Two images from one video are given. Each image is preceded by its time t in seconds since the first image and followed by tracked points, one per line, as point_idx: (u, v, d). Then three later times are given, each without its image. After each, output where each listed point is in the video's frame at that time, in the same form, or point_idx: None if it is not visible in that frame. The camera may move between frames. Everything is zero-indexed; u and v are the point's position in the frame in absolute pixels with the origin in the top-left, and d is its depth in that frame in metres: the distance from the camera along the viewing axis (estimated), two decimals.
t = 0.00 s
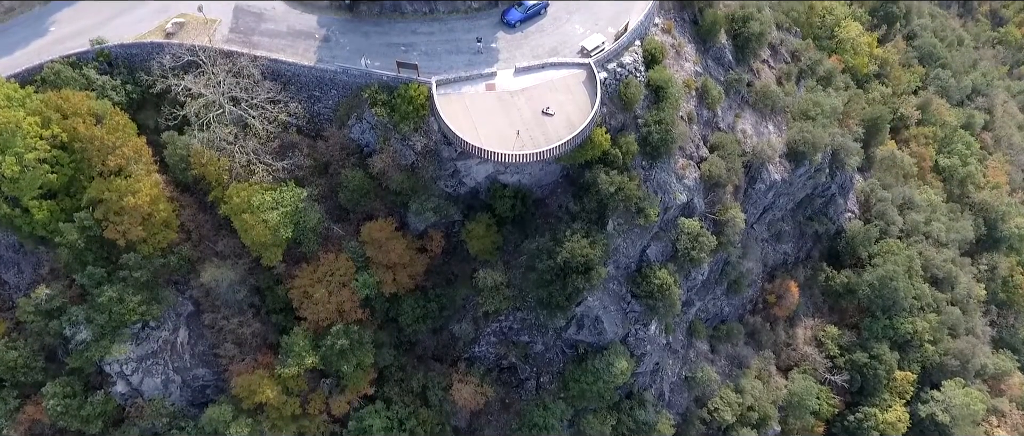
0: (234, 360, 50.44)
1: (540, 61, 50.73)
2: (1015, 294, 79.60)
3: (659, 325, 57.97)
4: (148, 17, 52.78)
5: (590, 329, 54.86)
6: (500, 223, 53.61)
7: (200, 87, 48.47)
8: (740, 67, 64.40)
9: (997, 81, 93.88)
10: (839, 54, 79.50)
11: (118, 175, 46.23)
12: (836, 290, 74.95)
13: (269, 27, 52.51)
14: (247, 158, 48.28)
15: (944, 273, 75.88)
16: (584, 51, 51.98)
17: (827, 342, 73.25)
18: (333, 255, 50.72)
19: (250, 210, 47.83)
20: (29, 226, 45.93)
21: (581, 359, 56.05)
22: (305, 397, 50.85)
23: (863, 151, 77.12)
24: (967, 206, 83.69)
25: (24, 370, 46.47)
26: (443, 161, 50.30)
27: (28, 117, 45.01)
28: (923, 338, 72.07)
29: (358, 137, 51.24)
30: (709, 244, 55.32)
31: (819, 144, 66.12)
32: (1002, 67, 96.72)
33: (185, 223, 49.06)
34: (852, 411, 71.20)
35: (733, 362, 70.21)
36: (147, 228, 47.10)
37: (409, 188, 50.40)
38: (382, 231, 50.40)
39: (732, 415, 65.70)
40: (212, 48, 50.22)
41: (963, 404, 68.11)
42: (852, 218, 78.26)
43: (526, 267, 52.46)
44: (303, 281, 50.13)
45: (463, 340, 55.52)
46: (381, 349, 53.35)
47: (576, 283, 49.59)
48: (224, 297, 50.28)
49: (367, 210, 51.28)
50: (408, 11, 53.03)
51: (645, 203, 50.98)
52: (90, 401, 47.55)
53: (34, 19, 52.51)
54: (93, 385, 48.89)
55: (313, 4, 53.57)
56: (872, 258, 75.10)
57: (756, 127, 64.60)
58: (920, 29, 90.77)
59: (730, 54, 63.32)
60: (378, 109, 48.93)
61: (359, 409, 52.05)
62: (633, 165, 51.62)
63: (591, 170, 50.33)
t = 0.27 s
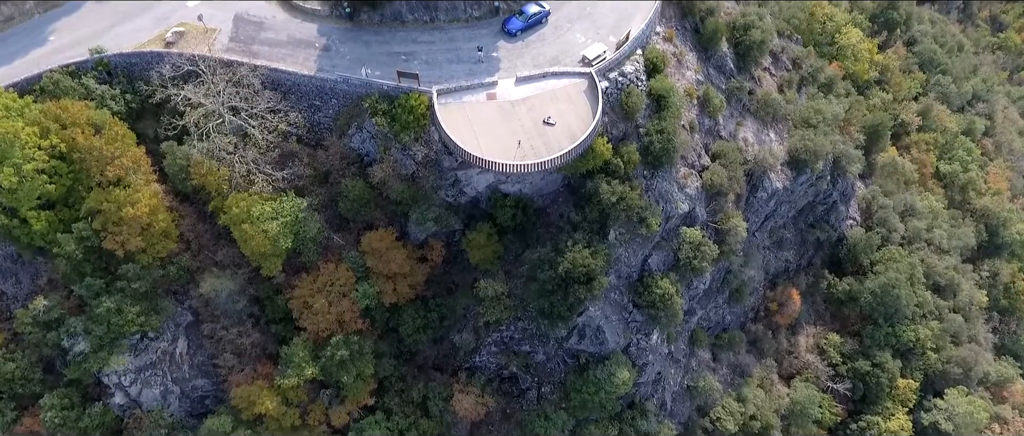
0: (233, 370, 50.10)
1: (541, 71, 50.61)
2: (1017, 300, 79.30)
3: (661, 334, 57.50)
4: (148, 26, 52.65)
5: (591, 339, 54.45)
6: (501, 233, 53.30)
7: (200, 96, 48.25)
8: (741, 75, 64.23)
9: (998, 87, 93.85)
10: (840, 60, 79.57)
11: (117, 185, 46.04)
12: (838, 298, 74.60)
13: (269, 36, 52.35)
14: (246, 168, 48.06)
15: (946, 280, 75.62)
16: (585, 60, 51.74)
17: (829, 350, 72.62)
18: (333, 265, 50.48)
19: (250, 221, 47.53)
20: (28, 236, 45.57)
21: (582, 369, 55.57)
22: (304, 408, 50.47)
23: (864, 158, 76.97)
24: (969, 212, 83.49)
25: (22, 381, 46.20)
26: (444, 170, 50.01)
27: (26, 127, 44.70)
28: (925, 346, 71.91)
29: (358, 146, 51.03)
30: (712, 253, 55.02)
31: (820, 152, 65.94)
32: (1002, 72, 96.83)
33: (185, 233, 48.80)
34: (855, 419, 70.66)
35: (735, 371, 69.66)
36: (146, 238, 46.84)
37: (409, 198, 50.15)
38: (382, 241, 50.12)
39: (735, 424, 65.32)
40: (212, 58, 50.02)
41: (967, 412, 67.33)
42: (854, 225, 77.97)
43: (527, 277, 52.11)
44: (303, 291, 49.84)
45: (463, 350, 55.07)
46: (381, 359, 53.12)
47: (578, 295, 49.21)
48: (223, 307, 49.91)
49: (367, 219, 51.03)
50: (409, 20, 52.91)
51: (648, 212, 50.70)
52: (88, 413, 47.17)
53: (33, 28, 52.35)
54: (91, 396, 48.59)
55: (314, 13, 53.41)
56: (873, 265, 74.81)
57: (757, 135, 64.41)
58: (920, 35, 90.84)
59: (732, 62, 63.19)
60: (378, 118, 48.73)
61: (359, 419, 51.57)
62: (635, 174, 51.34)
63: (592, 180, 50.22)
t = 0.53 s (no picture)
0: (232, 381, 49.74)
1: (542, 81, 50.43)
2: (1019, 307, 78.96)
3: (663, 344, 57.01)
4: (148, 35, 52.49)
5: (593, 350, 54.13)
6: (502, 242, 53.04)
7: (200, 106, 48.04)
8: (743, 84, 64.05)
9: (998, 93, 93.53)
10: (841, 67, 79.69)
11: (116, 196, 45.79)
12: (840, 306, 74.36)
13: (269, 46, 52.16)
14: (246, 178, 47.85)
15: (948, 288, 75.26)
16: (587, 70, 51.57)
17: (832, 358, 72.26)
18: (333, 275, 50.18)
19: (250, 232, 47.25)
20: (26, 248, 45.24)
21: (584, 380, 55.15)
22: (304, 419, 50.06)
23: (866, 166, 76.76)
24: (970, 219, 83.23)
25: (19, 394, 45.83)
26: (445, 180, 49.76)
27: (25, 138, 44.44)
28: (929, 354, 71.21)
29: (359, 156, 50.82)
30: (714, 263, 54.74)
31: (822, 161, 65.66)
32: (1002, 78, 96.72)
33: (184, 243, 48.40)
34: (857, 428, 70.16)
35: (738, 380, 69.43)
36: (144, 249, 46.44)
37: (410, 208, 49.89)
38: (383, 252, 49.94)
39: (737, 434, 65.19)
40: (212, 68, 49.88)
41: (971, 421, 66.60)
42: (856, 233, 77.63)
43: (528, 287, 51.81)
44: (303, 302, 49.40)
45: (464, 360, 54.63)
46: (382, 370, 52.86)
47: (580, 305, 48.88)
48: (222, 318, 49.53)
49: (367, 229, 50.88)
50: (409, 29, 52.58)
51: (650, 222, 50.41)
52: (86, 425, 46.62)
53: (33, 38, 52.12)
54: (89, 409, 48.14)
55: (314, 22, 53.16)
56: (876, 273, 74.68)
57: (759, 143, 64.20)
58: (921, 42, 90.82)
59: (734, 71, 63.00)
60: (379, 129, 48.57)
61: (359, 431, 51.17)
62: (637, 184, 51.10)
63: (594, 190, 49.96)
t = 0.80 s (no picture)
0: (231, 393, 49.26)
1: (543, 90, 50.22)
2: (1021, 314, 78.64)
3: (665, 355, 56.67)
4: (147, 45, 52.33)
5: (595, 360, 53.78)
6: (503, 253, 52.75)
7: (200, 116, 47.81)
8: (744, 92, 63.91)
9: (998, 99, 93.90)
10: (842, 74, 79.79)
11: (115, 207, 45.53)
12: (842, 314, 73.93)
13: (270, 55, 51.99)
14: (246, 188, 47.61)
15: (951, 296, 74.84)
16: (588, 79, 51.37)
17: (834, 367, 71.95)
18: (332, 286, 49.90)
19: (250, 243, 46.97)
20: (24, 259, 45.00)
21: (586, 391, 54.67)
22: (304, 431, 49.62)
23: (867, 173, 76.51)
24: (972, 225, 82.98)
25: (17, 406, 45.45)
26: (446, 190, 49.49)
27: (23, 149, 44.18)
28: (931, 362, 70.80)
29: (359, 166, 50.60)
30: (716, 273, 54.44)
31: (825, 170, 65.39)
32: (1003, 84, 96.90)
33: (183, 254, 48.05)
34: None
35: (740, 389, 69.22)
36: (143, 260, 46.11)
37: (410, 219, 49.67)
38: (384, 262, 49.72)
39: None
40: (212, 77, 49.72)
41: (974, 431, 66.13)
42: (858, 240, 77.28)
43: (530, 298, 51.55)
44: (303, 313, 49.07)
45: (465, 371, 54.28)
46: (382, 381, 52.48)
47: (581, 316, 48.59)
48: (221, 329, 49.27)
49: (367, 239, 50.69)
50: (410, 39, 52.33)
51: (652, 233, 50.14)
52: None
53: (32, 47, 51.96)
54: (87, 421, 47.82)
55: (314, 32, 52.95)
56: (878, 280, 74.12)
57: (761, 152, 64.00)
58: (921, 48, 90.78)
59: (735, 79, 62.80)
60: (379, 139, 48.32)
61: None
62: (639, 194, 50.88)
63: (596, 200, 49.68)
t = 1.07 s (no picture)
0: (231, 404, 49.02)
1: (545, 100, 50.00)
2: None
3: (668, 365, 56.46)
4: (148, 54, 52.17)
5: (597, 371, 53.46)
6: (504, 263, 52.35)
7: (199, 127, 47.57)
8: (746, 101, 63.72)
9: (999, 106, 93.11)
10: (843, 81, 79.77)
11: (114, 218, 45.26)
12: (845, 323, 73.54)
13: (270, 65, 51.79)
14: (246, 199, 47.34)
15: (953, 304, 74.37)
16: (589, 89, 51.21)
17: (837, 376, 71.53)
18: (333, 297, 49.56)
19: (249, 254, 46.64)
20: (22, 271, 44.70)
21: (588, 402, 54.48)
22: None
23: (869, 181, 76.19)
24: (973, 232, 82.67)
25: (14, 419, 45.05)
26: (447, 200, 49.12)
27: (22, 161, 43.95)
28: (934, 371, 70.56)
29: (359, 176, 50.34)
30: (718, 283, 54.09)
31: (827, 178, 65.11)
32: (1003, 90, 96.33)
33: (182, 265, 47.72)
34: None
35: (742, 398, 69.19)
36: (142, 272, 45.78)
37: (411, 229, 49.38)
38: (385, 273, 49.49)
39: None
40: (211, 87, 49.54)
41: None
42: (860, 248, 76.93)
43: (531, 309, 51.29)
44: (303, 324, 48.72)
45: (466, 381, 53.94)
46: (382, 392, 51.86)
47: (583, 328, 48.43)
48: (221, 340, 48.80)
49: (367, 250, 50.47)
50: (411, 48, 52.13)
51: (654, 243, 49.83)
52: None
53: (32, 57, 51.79)
54: (85, 432, 47.62)
55: (314, 41, 52.76)
56: (880, 289, 74.12)
57: (763, 161, 63.76)
58: (922, 54, 90.68)
59: (737, 88, 62.58)
60: (380, 149, 48.07)
61: None
62: (641, 204, 50.65)
63: (598, 210, 49.35)
